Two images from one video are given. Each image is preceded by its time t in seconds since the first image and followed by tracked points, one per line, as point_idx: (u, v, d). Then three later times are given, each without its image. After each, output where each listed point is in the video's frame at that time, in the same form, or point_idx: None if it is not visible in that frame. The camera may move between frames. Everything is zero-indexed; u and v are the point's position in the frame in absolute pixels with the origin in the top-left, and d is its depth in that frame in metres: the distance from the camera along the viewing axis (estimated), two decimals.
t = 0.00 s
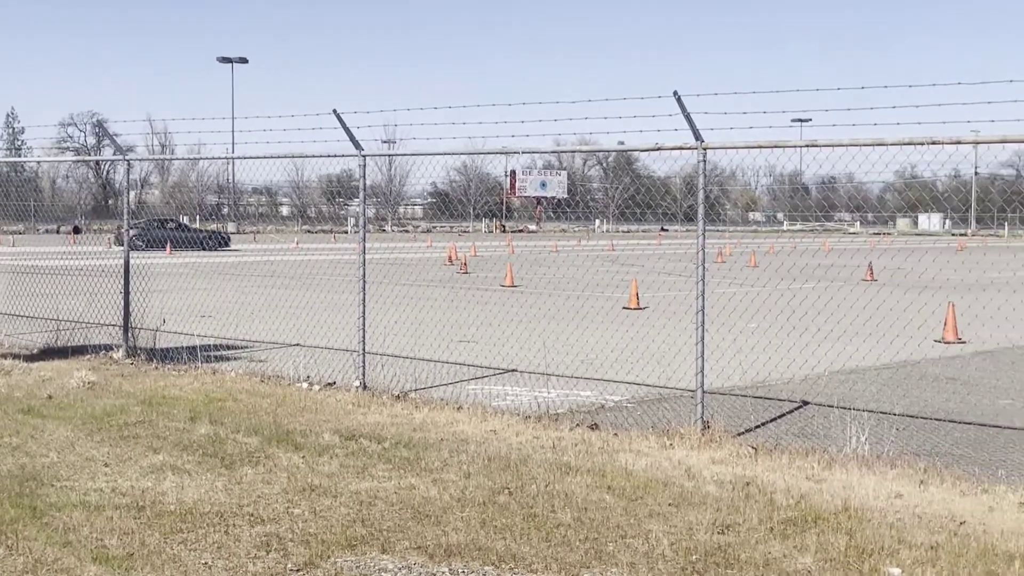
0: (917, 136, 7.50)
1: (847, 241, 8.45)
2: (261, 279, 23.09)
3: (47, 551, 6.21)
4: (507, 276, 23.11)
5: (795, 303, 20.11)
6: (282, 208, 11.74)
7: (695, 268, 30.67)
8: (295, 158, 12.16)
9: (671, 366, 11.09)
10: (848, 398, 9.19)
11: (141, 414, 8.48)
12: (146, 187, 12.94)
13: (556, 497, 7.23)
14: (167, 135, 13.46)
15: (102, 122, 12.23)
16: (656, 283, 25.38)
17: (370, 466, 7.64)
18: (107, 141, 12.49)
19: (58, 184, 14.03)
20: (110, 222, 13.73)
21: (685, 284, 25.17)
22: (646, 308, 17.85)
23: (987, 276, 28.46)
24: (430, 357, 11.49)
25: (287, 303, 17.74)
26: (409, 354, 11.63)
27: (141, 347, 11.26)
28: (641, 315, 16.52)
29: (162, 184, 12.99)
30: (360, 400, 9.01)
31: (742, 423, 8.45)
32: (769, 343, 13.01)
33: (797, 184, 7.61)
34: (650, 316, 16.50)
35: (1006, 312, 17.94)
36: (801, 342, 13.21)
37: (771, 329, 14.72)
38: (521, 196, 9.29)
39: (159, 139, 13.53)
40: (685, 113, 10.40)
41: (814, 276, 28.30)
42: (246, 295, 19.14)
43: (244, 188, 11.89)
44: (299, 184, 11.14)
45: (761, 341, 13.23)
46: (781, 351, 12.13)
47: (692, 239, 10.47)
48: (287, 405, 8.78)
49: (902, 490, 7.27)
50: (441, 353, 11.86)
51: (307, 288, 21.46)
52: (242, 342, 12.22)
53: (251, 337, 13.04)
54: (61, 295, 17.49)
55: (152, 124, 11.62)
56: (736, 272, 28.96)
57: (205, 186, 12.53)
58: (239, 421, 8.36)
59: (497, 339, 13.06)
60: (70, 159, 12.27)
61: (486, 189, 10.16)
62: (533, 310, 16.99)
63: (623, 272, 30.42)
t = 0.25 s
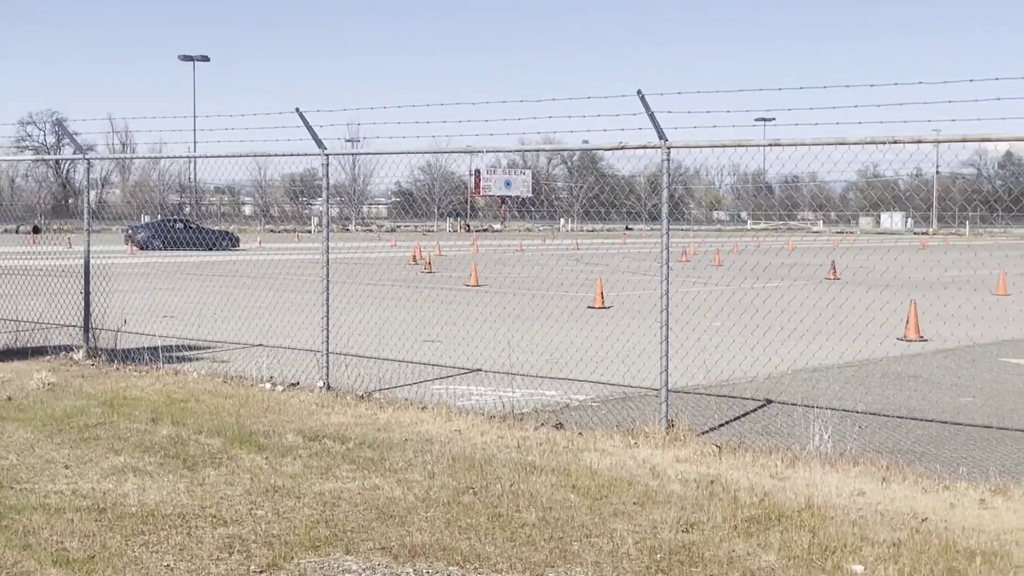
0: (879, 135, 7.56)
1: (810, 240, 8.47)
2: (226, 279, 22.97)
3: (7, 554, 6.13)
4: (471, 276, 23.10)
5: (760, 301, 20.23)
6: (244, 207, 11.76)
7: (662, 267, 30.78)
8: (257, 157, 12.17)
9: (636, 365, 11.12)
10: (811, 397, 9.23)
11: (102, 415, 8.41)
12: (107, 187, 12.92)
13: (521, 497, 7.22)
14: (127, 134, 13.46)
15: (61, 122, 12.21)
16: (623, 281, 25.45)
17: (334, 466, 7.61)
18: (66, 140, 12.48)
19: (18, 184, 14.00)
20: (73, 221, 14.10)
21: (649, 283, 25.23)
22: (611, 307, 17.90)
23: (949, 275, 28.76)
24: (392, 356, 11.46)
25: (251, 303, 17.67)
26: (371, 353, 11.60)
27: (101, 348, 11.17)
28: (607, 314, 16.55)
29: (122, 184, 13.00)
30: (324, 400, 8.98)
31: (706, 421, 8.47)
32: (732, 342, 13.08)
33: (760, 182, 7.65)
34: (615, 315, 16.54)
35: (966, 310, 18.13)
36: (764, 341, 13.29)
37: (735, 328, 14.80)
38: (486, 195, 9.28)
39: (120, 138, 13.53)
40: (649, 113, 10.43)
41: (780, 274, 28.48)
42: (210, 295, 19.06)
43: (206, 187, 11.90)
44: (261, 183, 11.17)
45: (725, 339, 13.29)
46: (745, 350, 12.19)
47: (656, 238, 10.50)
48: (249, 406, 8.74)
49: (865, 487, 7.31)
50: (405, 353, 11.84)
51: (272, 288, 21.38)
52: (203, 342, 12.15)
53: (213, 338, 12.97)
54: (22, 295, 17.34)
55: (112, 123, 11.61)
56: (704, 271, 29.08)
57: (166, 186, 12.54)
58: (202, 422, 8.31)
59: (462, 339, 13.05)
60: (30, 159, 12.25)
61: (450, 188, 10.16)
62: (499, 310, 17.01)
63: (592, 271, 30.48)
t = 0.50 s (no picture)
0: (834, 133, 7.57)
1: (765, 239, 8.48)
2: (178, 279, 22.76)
3: None
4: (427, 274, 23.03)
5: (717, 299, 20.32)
6: (196, 205, 11.78)
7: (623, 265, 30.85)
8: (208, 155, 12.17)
9: (592, 364, 11.10)
10: (767, 395, 9.24)
11: (50, 417, 8.27)
12: (55, 185, 12.87)
13: (477, 498, 7.16)
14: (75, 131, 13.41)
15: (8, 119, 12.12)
16: (580, 279, 25.48)
17: (288, 468, 7.52)
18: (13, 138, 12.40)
19: None
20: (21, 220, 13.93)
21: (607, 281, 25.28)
22: (568, 306, 17.90)
23: (905, 272, 29.05)
24: (346, 357, 11.37)
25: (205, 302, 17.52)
26: (325, 354, 11.50)
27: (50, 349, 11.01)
28: (563, 313, 16.54)
29: (71, 182, 12.96)
30: (277, 401, 8.89)
31: (663, 420, 8.45)
32: (688, 340, 13.09)
33: (717, 181, 7.63)
34: (571, 314, 16.55)
35: (919, 307, 18.32)
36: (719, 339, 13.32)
37: (690, 326, 14.84)
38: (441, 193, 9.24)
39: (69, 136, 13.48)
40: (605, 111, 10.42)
41: (739, 272, 28.63)
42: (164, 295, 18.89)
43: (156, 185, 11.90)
44: (214, 181, 11.21)
45: (680, 338, 13.30)
46: (700, 348, 12.20)
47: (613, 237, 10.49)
48: (201, 407, 8.63)
49: (821, 485, 7.31)
50: (361, 354, 11.76)
51: (228, 287, 21.22)
52: (154, 342, 12.02)
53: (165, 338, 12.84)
54: None
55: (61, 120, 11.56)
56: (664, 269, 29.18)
57: (116, 184, 12.51)
58: (152, 423, 8.20)
59: (417, 339, 12.99)
60: None
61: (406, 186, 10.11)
62: (456, 309, 16.96)
63: (552, 269, 30.49)
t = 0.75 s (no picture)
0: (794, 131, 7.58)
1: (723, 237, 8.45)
2: (131, 279, 22.52)
3: None
4: (385, 273, 22.93)
5: (678, 298, 20.36)
6: (149, 204, 11.76)
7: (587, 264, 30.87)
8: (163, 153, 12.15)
9: (551, 363, 11.07)
10: (727, 393, 9.24)
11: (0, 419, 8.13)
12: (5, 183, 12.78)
13: (436, 498, 7.10)
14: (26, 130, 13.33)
15: None
16: (540, 279, 25.46)
17: (243, 469, 7.43)
18: None
19: None
20: None
21: (569, 280, 25.29)
22: (527, 305, 17.88)
23: (865, 271, 29.28)
24: (304, 357, 11.28)
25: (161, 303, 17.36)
26: (283, 354, 11.40)
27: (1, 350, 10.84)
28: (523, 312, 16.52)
29: (22, 181, 12.89)
30: (232, 402, 8.79)
31: (622, 419, 8.43)
32: (646, 339, 13.10)
33: (677, 179, 7.60)
34: (530, 313, 16.53)
35: (877, 306, 18.44)
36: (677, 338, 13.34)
37: (648, 325, 14.84)
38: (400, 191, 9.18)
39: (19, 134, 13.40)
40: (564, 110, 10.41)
41: (702, 271, 28.74)
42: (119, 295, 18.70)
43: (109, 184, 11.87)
44: (168, 180, 11.21)
45: (638, 337, 13.30)
46: (660, 347, 12.20)
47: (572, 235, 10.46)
48: (155, 408, 8.52)
49: (781, 484, 7.30)
50: (320, 355, 11.66)
51: (185, 287, 21.04)
52: (107, 343, 11.88)
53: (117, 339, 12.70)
54: None
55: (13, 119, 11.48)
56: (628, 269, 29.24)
57: (67, 182, 12.45)
58: (105, 425, 8.08)
59: (375, 339, 12.93)
60: None
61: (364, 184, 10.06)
62: (415, 308, 16.90)
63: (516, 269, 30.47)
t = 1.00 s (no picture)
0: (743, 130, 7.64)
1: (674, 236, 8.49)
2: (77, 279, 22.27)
3: None
4: (336, 271, 22.85)
5: (631, 296, 20.48)
6: (96, 202, 11.77)
7: (545, 262, 30.93)
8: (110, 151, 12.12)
9: (502, 362, 11.09)
10: (678, 391, 9.29)
11: None
12: None
13: (386, 497, 7.08)
14: None
15: None
16: (496, 277, 25.47)
17: (192, 470, 7.38)
18: None
19: None
20: None
21: (522, 278, 25.36)
22: (479, 303, 17.90)
23: (819, 268, 29.57)
24: (256, 357, 11.21)
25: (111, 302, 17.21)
26: (234, 354, 11.32)
27: None
28: (475, 310, 16.54)
29: None
30: (181, 402, 8.73)
31: (574, 417, 8.45)
32: (596, 337, 13.16)
33: (627, 177, 7.63)
34: (481, 311, 16.56)
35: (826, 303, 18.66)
36: (627, 335, 13.41)
37: (600, 323, 14.90)
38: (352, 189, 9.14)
39: None
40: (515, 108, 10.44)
41: (659, 269, 28.89)
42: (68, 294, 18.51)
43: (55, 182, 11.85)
44: (116, 179, 11.23)
45: (588, 334, 13.34)
46: (611, 345, 12.24)
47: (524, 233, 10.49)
48: (102, 409, 8.44)
49: (732, 481, 7.34)
50: (272, 354, 11.60)
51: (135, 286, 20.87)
52: (54, 343, 11.77)
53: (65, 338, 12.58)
54: None
55: None
56: (586, 267, 29.33)
57: (12, 179, 12.40)
58: (51, 426, 7.99)
59: (325, 338, 12.90)
60: None
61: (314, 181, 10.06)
62: (367, 307, 16.87)
63: (474, 267, 30.46)
